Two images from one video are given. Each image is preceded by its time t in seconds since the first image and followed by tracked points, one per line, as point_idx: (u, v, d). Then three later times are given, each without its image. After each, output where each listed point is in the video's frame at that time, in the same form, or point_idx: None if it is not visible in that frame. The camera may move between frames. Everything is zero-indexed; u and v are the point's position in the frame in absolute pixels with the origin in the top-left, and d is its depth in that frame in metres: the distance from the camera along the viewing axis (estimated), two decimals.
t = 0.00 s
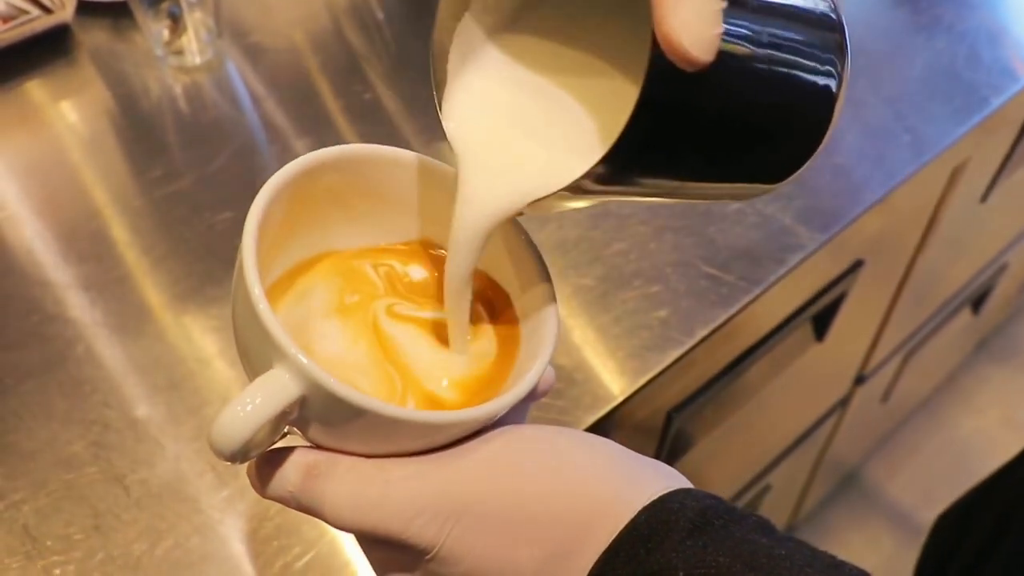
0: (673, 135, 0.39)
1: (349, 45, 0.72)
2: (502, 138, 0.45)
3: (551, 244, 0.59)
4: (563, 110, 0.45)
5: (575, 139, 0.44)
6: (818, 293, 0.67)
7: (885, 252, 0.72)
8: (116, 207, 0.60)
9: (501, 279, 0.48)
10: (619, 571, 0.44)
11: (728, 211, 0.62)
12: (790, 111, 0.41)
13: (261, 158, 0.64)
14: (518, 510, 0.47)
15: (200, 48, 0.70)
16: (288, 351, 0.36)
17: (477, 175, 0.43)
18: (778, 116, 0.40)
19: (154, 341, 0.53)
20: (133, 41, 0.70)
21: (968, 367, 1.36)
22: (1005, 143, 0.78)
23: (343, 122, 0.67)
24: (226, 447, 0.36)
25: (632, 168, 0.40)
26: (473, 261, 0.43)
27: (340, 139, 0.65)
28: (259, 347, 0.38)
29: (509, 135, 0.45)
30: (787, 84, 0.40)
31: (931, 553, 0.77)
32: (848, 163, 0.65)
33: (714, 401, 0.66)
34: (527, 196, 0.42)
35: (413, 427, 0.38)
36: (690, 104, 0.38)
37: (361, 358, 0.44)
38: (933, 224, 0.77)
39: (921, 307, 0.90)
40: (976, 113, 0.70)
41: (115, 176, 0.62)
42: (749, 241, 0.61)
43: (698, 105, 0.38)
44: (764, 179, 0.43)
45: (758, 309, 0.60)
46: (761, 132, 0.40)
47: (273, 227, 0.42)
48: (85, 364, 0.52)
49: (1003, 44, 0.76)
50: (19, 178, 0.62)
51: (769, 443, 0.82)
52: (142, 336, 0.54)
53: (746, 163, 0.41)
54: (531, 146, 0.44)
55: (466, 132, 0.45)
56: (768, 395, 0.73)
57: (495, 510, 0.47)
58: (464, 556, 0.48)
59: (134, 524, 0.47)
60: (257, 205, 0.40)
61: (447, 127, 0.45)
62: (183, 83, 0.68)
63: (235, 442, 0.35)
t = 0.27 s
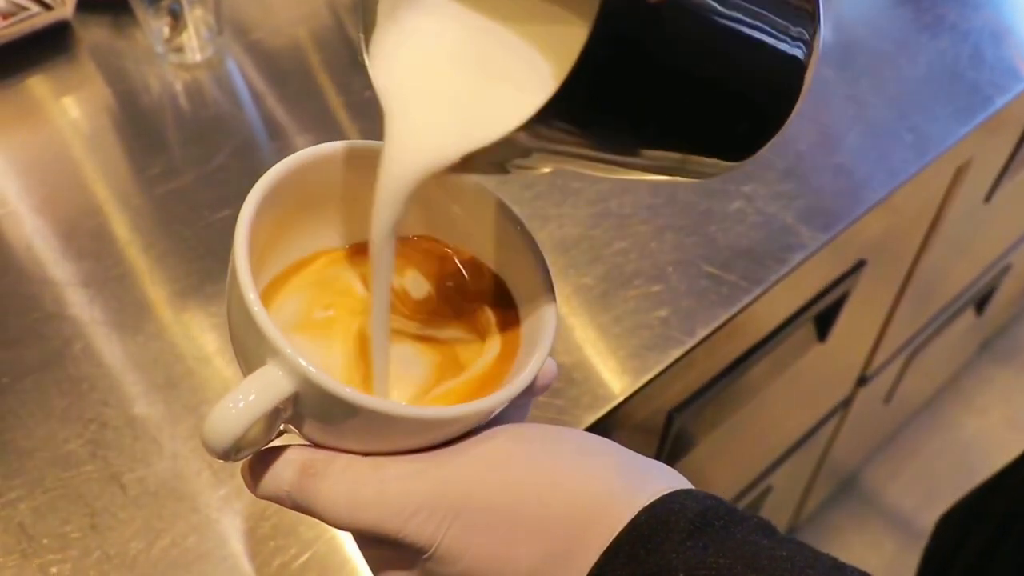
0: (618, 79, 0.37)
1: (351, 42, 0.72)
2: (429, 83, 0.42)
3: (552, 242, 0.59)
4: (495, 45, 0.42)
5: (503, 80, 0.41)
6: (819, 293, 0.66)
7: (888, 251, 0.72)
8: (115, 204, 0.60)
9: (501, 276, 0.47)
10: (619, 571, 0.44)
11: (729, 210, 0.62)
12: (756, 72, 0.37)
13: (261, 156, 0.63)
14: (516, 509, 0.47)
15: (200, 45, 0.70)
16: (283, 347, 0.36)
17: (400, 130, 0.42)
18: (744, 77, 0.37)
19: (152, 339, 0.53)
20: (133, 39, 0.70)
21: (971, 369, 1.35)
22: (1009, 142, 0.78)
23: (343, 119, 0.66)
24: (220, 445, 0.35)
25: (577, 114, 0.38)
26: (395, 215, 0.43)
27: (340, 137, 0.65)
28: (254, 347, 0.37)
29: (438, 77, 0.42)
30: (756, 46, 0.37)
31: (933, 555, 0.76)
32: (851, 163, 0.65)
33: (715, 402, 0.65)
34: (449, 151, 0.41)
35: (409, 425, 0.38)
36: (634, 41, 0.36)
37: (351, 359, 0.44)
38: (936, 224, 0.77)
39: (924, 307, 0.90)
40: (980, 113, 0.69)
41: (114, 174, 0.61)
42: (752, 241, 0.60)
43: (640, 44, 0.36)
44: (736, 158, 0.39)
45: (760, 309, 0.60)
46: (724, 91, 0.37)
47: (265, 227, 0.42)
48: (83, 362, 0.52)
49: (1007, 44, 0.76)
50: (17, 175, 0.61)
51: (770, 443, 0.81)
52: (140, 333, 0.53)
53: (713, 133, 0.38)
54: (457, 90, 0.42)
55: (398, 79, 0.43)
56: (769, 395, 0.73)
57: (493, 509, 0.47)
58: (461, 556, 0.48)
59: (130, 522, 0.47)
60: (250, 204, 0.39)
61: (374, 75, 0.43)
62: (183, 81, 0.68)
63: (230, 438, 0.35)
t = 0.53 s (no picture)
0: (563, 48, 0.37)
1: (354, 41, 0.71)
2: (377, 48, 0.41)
3: (555, 243, 0.58)
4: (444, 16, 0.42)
5: (451, 47, 0.40)
6: (825, 295, 0.66)
7: (893, 253, 0.71)
8: (116, 203, 0.59)
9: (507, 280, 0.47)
10: None
11: (734, 211, 0.61)
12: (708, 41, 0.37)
13: (263, 155, 0.63)
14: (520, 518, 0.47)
15: (203, 43, 0.70)
16: (283, 355, 0.36)
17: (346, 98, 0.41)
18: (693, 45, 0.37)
19: (153, 339, 0.53)
20: (135, 37, 0.70)
21: (976, 371, 1.35)
22: (1016, 143, 0.77)
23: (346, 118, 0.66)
24: (223, 453, 0.35)
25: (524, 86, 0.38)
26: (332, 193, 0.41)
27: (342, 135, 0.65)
28: (255, 355, 0.37)
29: (387, 42, 0.41)
30: (708, 15, 0.37)
31: (939, 559, 0.76)
32: (858, 163, 0.65)
33: (720, 404, 0.65)
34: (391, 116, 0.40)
35: (412, 432, 0.37)
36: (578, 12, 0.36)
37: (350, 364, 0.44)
38: (943, 225, 0.76)
39: (929, 309, 0.89)
40: (987, 114, 0.69)
41: (115, 172, 0.61)
42: (757, 241, 0.60)
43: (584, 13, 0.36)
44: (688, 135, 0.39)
45: (765, 310, 0.59)
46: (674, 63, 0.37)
47: (266, 232, 0.42)
48: (83, 362, 0.52)
49: (1014, 44, 0.75)
50: (18, 174, 0.61)
51: (775, 445, 0.81)
52: (140, 333, 0.53)
53: (666, 106, 0.38)
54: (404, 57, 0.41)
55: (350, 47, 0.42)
56: (774, 397, 0.72)
57: (498, 518, 0.47)
58: (466, 563, 0.48)
59: (130, 523, 0.46)
60: (250, 208, 0.39)
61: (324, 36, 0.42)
62: (185, 79, 0.67)
63: (234, 446, 0.35)
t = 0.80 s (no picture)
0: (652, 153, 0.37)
1: (359, 40, 0.71)
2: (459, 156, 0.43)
3: (563, 244, 0.58)
4: (523, 126, 0.43)
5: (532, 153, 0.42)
6: (833, 298, 0.66)
7: (902, 255, 0.71)
8: (120, 202, 0.59)
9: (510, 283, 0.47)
10: None
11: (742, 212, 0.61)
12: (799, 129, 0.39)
13: (268, 154, 0.63)
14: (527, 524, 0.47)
15: (207, 42, 0.69)
16: (288, 362, 0.35)
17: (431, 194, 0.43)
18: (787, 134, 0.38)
19: (157, 339, 0.52)
20: (140, 36, 0.70)
21: (982, 373, 1.34)
22: None
23: (351, 118, 0.66)
24: (229, 466, 0.35)
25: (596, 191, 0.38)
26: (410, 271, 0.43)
27: (348, 135, 0.64)
28: (260, 363, 0.37)
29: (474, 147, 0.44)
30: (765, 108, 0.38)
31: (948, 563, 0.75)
32: (868, 164, 0.64)
33: (727, 407, 0.65)
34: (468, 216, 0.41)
35: (419, 437, 0.37)
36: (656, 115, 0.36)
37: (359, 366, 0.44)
38: (952, 228, 0.76)
39: (937, 311, 0.89)
40: (997, 116, 0.68)
41: (119, 172, 0.61)
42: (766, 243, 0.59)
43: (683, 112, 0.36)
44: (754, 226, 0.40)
45: (774, 312, 0.59)
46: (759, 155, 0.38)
47: (269, 235, 0.41)
48: (87, 363, 0.51)
49: None
50: (21, 173, 0.61)
51: (781, 448, 0.80)
52: (144, 333, 0.53)
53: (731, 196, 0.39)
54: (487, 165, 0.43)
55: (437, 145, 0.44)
56: (781, 400, 0.72)
57: (506, 524, 0.47)
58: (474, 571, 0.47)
59: (134, 526, 0.46)
60: (258, 207, 0.40)
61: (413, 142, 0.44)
62: (190, 78, 0.67)
63: (240, 458, 0.34)
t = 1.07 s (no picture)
0: (700, 197, 0.37)
1: (363, 39, 0.71)
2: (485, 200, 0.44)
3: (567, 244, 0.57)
4: (550, 169, 0.44)
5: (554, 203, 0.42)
6: (838, 299, 0.65)
7: (908, 256, 0.70)
8: (123, 202, 0.59)
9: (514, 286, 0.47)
10: None
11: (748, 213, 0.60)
12: (835, 165, 0.39)
13: (272, 153, 0.62)
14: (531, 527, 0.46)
15: (211, 41, 0.69)
16: (304, 364, 0.35)
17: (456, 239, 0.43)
18: (824, 172, 0.39)
19: (160, 339, 0.52)
20: (144, 35, 0.69)
21: (986, 376, 1.34)
22: None
23: (355, 117, 0.65)
24: (247, 471, 0.34)
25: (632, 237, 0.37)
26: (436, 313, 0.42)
27: (352, 134, 0.64)
28: (271, 363, 0.36)
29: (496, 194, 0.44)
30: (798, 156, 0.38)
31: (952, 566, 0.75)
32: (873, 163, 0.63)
33: (731, 409, 0.64)
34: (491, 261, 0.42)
35: (428, 439, 0.37)
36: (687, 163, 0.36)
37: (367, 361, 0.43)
38: (958, 229, 0.75)
39: (942, 313, 0.88)
40: (1005, 116, 0.68)
41: (122, 170, 0.60)
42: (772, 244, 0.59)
43: (730, 156, 0.36)
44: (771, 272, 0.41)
45: (779, 313, 0.58)
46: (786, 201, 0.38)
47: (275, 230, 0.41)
48: (89, 363, 0.51)
49: None
50: (24, 171, 0.60)
51: (785, 451, 0.80)
52: (147, 333, 0.52)
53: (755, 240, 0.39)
54: (515, 210, 0.43)
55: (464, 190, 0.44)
56: (785, 402, 0.71)
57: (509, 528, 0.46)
58: None
59: (135, 526, 0.46)
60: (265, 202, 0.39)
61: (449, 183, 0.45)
62: (194, 77, 0.67)
63: (258, 464, 0.34)
